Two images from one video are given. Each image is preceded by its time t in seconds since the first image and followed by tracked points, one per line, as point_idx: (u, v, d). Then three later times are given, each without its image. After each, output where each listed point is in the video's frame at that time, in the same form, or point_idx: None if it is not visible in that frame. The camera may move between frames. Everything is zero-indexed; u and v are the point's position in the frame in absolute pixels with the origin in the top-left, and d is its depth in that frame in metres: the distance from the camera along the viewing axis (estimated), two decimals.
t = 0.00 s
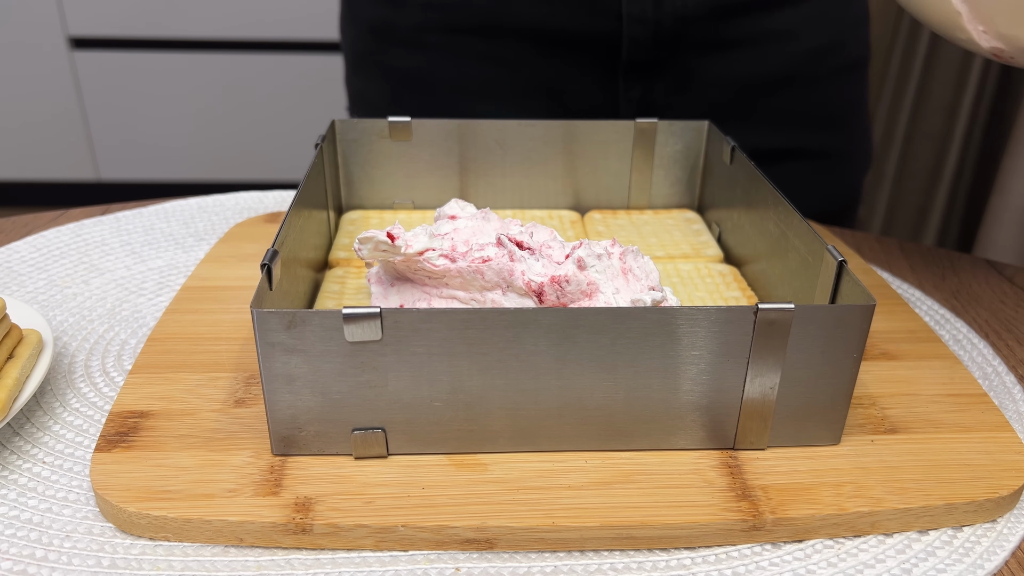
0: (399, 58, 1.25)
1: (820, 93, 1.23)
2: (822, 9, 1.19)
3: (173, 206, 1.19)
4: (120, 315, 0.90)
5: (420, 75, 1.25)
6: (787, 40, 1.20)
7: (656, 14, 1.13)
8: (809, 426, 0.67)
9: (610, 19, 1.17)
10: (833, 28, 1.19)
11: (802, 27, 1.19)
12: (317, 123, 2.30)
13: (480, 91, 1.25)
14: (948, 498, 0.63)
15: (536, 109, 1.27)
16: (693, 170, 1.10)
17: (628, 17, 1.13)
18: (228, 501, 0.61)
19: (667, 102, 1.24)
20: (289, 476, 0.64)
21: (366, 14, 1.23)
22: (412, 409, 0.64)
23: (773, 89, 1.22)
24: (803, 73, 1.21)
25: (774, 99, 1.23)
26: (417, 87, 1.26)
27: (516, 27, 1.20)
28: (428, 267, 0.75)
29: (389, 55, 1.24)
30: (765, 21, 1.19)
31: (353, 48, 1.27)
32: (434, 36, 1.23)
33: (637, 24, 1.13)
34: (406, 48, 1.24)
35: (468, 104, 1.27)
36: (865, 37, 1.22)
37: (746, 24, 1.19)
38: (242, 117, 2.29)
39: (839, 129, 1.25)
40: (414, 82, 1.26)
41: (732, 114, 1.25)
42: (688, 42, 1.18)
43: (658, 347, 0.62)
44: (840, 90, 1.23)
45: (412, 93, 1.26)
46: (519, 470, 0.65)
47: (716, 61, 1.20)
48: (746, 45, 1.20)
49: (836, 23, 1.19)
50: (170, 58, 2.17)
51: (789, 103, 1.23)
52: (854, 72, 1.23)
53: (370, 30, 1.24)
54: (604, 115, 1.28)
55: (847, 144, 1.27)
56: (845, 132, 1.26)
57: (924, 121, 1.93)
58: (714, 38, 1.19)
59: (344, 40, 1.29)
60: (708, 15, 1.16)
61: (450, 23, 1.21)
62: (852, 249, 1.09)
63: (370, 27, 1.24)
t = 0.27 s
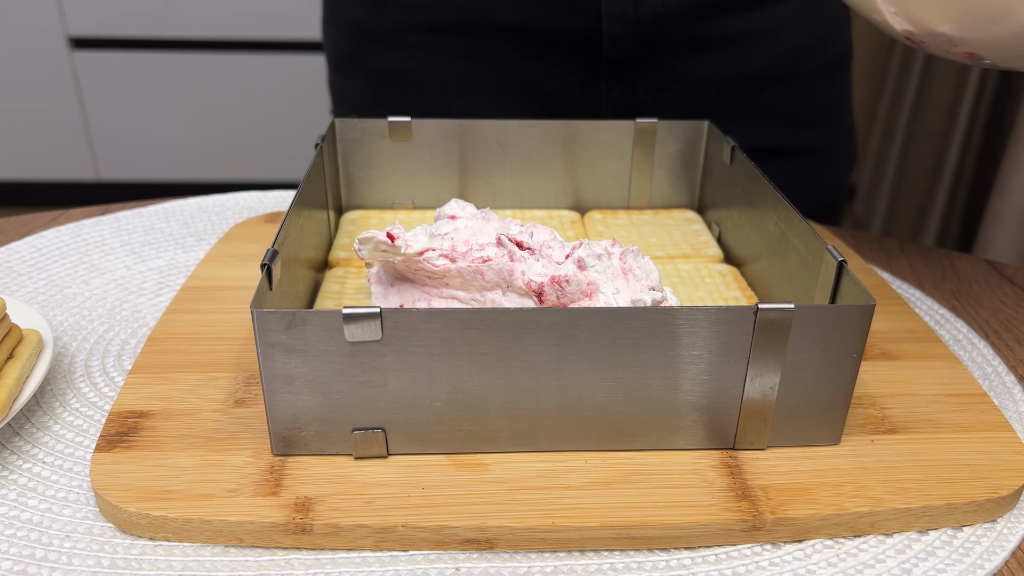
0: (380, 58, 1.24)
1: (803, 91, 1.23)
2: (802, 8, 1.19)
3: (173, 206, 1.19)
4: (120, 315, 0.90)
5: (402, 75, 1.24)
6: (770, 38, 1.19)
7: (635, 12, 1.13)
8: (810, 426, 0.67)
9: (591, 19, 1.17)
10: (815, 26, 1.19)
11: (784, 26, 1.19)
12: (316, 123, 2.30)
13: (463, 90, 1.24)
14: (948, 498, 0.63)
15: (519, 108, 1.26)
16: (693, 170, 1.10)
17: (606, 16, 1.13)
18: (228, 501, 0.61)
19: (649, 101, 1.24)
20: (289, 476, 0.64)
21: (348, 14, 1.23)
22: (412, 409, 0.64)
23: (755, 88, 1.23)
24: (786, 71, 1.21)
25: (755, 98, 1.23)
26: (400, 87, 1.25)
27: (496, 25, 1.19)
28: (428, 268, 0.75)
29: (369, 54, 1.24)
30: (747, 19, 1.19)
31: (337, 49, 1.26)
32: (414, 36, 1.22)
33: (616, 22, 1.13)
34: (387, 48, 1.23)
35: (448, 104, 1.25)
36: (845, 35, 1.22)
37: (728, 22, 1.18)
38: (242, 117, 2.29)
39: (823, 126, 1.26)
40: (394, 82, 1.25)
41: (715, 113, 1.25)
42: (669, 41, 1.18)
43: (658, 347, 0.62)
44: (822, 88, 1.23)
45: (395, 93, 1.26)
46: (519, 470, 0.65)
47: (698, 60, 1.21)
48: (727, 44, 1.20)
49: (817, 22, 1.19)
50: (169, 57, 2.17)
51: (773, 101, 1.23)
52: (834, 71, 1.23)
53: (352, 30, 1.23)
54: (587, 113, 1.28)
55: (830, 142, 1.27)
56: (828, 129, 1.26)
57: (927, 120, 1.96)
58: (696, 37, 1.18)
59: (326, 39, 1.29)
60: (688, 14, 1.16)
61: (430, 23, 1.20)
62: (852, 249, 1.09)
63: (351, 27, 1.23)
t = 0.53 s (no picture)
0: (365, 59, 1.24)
1: (788, 91, 1.23)
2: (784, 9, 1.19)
3: (173, 206, 1.19)
4: (121, 315, 0.90)
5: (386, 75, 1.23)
6: (752, 39, 1.20)
7: (618, 13, 1.13)
8: (810, 426, 0.67)
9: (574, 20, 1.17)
10: (798, 27, 1.20)
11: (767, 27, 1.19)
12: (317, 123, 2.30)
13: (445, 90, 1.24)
14: (948, 498, 0.63)
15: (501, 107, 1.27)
16: (693, 170, 1.10)
17: (588, 17, 1.13)
18: (228, 501, 0.61)
19: (634, 101, 1.25)
20: (289, 476, 0.64)
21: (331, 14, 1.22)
22: (412, 409, 0.64)
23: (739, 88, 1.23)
24: (770, 72, 1.22)
25: (738, 98, 1.24)
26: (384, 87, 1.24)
27: (479, 26, 1.19)
28: (428, 268, 0.75)
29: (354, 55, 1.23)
30: (730, 20, 1.19)
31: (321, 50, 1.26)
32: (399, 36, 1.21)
33: (598, 24, 1.14)
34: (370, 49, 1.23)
35: (433, 104, 1.25)
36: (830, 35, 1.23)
37: (711, 23, 1.19)
38: (242, 117, 2.29)
39: (807, 126, 1.26)
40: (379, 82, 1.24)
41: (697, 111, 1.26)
42: (653, 42, 1.19)
43: (658, 347, 0.62)
44: (806, 88, 1.24)
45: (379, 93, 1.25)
46: (519, 470, 0.65)
47: (681, 60, 1.21)
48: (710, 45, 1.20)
49: (801, 23, 1.20)
50: (169, 58, 2.17)
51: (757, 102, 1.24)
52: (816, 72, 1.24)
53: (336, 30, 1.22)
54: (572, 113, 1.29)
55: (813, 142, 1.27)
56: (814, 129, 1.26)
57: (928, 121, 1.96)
58: (679, 37, 1.19)
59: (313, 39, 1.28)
60: (671, 15, 1.16)
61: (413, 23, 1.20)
62: (852, 249, 1.09)
63: (337, 28, 1.23)
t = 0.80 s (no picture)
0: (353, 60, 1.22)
1: (778, 92, 1.24)
2: (775, 11, 1.19)
3: (173, 206, 1.19)
4: (121, 315, 0.90)
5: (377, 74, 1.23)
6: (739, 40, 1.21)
7: (607, 14, 1.14)
8: (810, 426, 0.67)
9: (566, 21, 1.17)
10: (788, 29, 1.20)
11: (754, 29, 1.20)
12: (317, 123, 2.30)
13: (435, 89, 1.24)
14: (948, 498, 0.63)
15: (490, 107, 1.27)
16: (693, 170, 1.10)
17: (579, 18, 1.14)
18: (228, 500, 0.61)
19: (623, 103, 1.25)
20: (289, 476, 0.64)
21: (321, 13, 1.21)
22: (411, 409, 0.64)
23: (728, 89, 1.24)
24: (759, 73, 1.23)
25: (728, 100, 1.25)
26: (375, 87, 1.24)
27: (470, 27, 1.19)
28: (428, 268, 0.75)
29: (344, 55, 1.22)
30: (718, 22, 1.19)
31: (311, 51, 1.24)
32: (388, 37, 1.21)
33: (588, 25, 1.15)
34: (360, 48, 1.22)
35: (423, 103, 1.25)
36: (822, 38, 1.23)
37: (699, 25, 1.19)
38: (242, 117, 2.29)
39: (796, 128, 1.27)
40: (368, 82, 1.24)
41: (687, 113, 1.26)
42: (643, 43, 1.19)
43: (658, 347, 0.62)
44: (796, 89, 1.24)
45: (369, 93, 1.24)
46: (519, 470, 0.65)
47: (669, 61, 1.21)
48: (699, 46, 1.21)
49: (790, 24, 1.20)
50: (169, 58, 2.17)
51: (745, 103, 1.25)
52: (808, 73, 1.24)
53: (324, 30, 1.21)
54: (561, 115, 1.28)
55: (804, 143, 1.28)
56: (804, 130, 1.27)
57: (928, 120, 1.96)
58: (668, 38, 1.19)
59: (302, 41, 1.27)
60: (661, 16, 1.17)
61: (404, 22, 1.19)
62: (852, 249, 1.09)
63: (326, 28, 1.21)
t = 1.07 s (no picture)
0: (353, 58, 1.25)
1: (771, 93, 1.24)
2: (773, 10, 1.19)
3: (173, 205, 1.19)
4: (121, 315, 0.90)
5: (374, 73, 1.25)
6: (737, 39, 1.20)
7: (601, 14, 1.15)
8: (809, 426, 0.67)
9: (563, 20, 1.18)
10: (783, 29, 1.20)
11: (752, 29, 1.20)
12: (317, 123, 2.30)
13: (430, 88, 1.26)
14: (948, 498, 0.63)
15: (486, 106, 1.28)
16: (693, 170, 1.10)
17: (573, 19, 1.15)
18: (228, 500, 0.61)
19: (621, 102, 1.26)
20: (289, 476, 0.64)
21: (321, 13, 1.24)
22: (411, 409, 0.64)
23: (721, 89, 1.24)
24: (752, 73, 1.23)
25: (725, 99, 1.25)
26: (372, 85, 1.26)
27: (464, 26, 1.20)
28: (428, 268, 0.75)
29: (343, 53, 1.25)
30: (713, 22, 1.19)
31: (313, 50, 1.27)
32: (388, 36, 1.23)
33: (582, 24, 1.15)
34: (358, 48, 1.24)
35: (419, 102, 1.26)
36: (817, 38, 1.23)
37: (695, 25, 1.19)
38: (242, 117, 2.29)
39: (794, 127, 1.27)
40: (367, 81, 1.26)
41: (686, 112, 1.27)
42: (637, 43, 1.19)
43: (658, 347, 0.62)
44: (790, 90, 1.24)
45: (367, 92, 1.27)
46: (519, 470, 0.65)
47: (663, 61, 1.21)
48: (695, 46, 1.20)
49: (784, 25, 1.20)
50: (169, 58, 2.17)
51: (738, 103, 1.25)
52: (805, 73, 1.24)
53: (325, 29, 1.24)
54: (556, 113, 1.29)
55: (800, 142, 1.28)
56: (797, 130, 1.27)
57: (927, 120, 1.96)
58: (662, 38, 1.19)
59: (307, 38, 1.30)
60: (655, 16, 1.17)
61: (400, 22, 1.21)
62: (852, 249, 1.09)
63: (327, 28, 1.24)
